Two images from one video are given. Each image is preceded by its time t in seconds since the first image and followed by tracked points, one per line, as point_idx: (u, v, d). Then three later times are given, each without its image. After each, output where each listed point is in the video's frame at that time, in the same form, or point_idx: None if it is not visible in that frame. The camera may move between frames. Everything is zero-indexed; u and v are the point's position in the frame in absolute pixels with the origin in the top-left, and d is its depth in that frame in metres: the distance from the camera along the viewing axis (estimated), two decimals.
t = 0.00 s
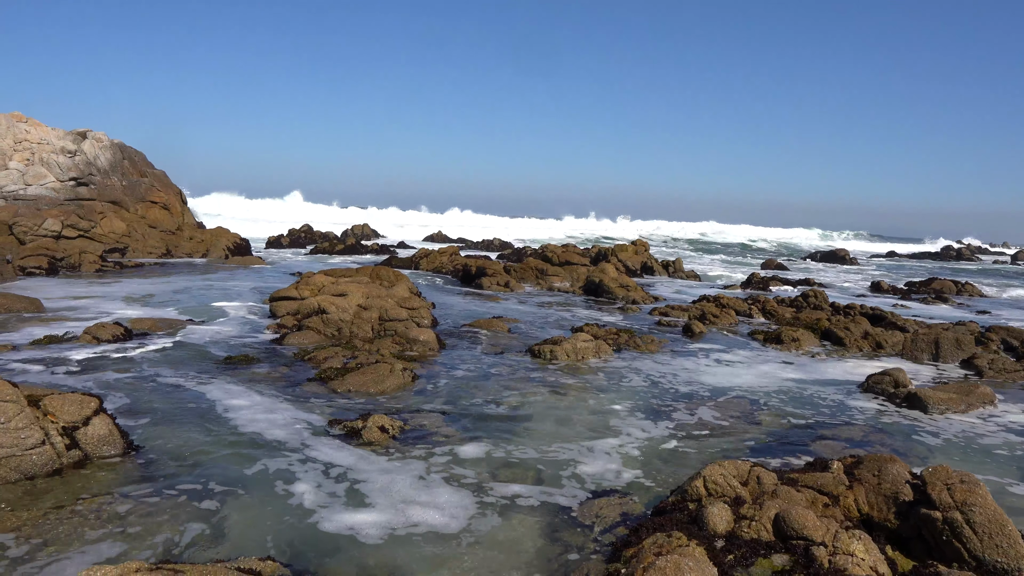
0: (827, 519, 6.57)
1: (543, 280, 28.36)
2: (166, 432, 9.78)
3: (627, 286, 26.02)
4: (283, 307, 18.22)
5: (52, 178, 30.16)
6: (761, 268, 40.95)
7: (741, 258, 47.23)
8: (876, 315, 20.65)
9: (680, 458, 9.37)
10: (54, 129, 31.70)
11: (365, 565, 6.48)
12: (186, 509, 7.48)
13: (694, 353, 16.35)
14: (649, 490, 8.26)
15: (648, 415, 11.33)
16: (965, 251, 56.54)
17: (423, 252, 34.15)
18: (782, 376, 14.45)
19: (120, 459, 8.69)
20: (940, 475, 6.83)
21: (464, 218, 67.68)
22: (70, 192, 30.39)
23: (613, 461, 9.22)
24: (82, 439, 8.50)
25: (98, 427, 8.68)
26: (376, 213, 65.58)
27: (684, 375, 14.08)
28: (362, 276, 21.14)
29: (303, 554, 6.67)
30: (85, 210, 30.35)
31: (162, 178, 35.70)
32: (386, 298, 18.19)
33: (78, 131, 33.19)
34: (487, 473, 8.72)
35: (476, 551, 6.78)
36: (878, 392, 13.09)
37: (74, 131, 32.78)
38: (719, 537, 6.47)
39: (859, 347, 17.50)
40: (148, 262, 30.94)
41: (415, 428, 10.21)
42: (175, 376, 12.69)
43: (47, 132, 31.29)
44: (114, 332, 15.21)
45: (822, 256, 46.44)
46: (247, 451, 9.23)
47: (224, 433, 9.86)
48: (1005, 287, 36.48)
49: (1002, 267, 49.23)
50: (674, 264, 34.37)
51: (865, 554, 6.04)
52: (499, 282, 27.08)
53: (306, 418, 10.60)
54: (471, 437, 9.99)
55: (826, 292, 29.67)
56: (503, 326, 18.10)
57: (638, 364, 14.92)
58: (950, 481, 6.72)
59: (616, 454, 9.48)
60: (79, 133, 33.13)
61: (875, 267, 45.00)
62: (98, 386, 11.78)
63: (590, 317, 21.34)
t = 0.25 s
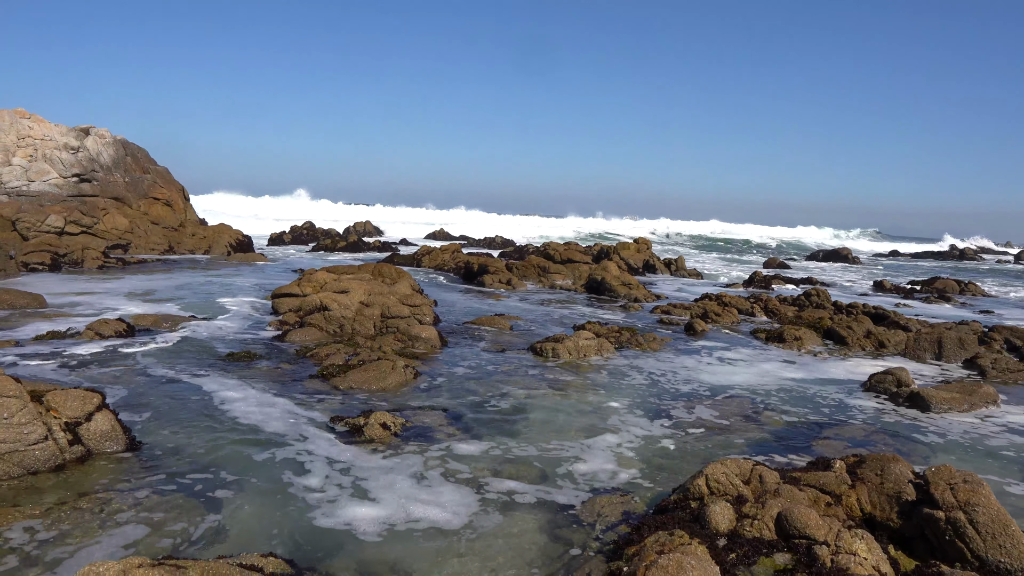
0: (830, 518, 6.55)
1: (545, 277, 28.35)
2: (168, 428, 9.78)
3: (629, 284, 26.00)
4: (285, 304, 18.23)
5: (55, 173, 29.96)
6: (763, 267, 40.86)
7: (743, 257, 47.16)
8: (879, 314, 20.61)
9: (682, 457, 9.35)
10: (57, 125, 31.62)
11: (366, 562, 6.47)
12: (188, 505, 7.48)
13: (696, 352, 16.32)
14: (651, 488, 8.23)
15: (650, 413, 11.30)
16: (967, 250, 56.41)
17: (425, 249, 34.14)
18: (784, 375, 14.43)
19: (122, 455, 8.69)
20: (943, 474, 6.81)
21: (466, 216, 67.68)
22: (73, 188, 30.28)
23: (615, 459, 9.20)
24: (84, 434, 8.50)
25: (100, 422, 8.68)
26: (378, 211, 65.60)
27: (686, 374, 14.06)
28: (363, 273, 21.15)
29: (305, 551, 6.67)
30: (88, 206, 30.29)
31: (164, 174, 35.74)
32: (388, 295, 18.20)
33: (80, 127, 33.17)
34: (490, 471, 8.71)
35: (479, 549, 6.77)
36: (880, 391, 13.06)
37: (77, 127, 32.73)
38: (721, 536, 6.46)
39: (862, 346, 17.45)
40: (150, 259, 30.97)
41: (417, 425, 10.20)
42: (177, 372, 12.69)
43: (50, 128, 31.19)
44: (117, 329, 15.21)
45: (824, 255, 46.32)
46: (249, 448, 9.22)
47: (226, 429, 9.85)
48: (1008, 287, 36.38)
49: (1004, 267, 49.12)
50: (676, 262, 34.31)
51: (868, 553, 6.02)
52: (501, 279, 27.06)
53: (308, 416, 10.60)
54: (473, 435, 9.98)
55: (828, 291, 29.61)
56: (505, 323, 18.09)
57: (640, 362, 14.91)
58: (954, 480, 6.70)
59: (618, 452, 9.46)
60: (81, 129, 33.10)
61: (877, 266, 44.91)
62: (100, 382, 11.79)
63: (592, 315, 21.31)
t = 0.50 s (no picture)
0: (834, 517, 6.55)
1: (548, 274, 28.32)
2: (171, 424, 9.80)
3: (633, 281, 25.96)
4: (289, 300, 18.25)
5: (59, 169, 29.99)
6: (767, 265, 40.74)
7: (747, 255, 47.06)
8: (883, 312, 20.56)
9: (685, 454, 9.34)
10: (62, 121, 31.79)
11: (368, 558, 6.47)
12: (192, 501, 7.50)
13: (700, 350, 16.29)
14: (654, 486, 8.23)
15: (653, 411, 11.29)
16: (972, 249, 56.19)
17: (429, 246, 34.14)
18: (787, 373, 14.40)
19: (126, 450, 8.71)
20: (947, 473, 6.80)
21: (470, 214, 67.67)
22: (77, 184, 30.37)
23: (619, 457, 9.19)
24: (88, 429, 8.53)
25: (104, 418, 8.70)
26: (381, 208, 65.60)
27: (689, 372, 14.02)
28: (367, 270, 21.16)
29: (308, 547, 6.67)
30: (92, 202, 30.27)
31: (168, 170, 35.81)
32: (391, 291, 18.20)
33: (84, 123, 33.32)
34: (492, 468, 8.72)
35: (481, 546, 6.76)
36: (884, 390, 13.03)
37: (81, 123, 32.85)
38: (725, 534, 6.46)
39: (865, 345, 17.40)
40: (154, 255, 31.04)
41: (420, 421, 10.21)
42: (181, 368, 12.72)
43: (54, 124, 31.34)
44: (121, 324, 15.23)
45: (828, 253, 46.16)
46: (253, 444, 9.24)
47: (230, 425, 9.88)
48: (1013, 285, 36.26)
49: (1009, 266, 48.92)
50: (680, 260, 34.26)
51: (872, 552, 6.01)
52: (505, 276, 27.04)
53: (311, 412, 10.62)
54: (476, 432, 9.98)
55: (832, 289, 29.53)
56: (508, 320, 18.08)
57: (643, 360, 14.89)
58: (957, 479, 6.69)
59: (621, 450, 9.46)
60: (86, 125, 33.22)
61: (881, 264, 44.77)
62: (104, 377, 11.83)
63: (595, 313, 21.29)
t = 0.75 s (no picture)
0: (836, 516, 6.54)
1: (551, 273, 28.30)
2: (174, 421, 9.82)
3: (635, 280, 25.94)
4: (292, 297, 18.27)
5: (63, 166, 30.10)
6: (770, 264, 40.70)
7: (750, 253, 46.99)
8: (886, 312, 20.53)
9: (687, 453, 9.33)
10: (66, 118, 31.85)
11: (369, 556, 6.48)
12: (195, 498, 7.52)
13: (702, 349, 16.28)
14: (656, 485, 8.23)
15: (655, 410, 11.28)
16: (976, 249, 56.04)
17: (431, 244, 34.13)
18: (790, 372, 14.38)
19: (129, 447, 8.74)
20: (950, 473, 6.79)
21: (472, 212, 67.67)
22: (81, 181, 30.44)
23: (621, 456, 9.18)
24: (91, 426, 8.55)
25: (107, 415, 8.72)
26: (384, 206, 65.62)
27: (691, 371, 14.02)
28: (370, 267, 21.17)
29: (309, 545, 6.68)
30: (95, 199, 30.40)
31: (171, 168, 35.86)
32: (394, 289, 18.21)
33: (88, 120, 33.39)
34: (494, 466, 8.72)
35: (483, 545, 6.76)
36: (887, 389, 13.00)
37: (84, 120, 32.92)
38: (727, 533, 6.46)
39: (868, 344, 17.37)
40: (157, 252, 31.09)
41: (422, 419, 10.21)
42: (183, 365, 12.75)
43: (57, 120, 31.38)
44: (124, 321, 15.29)
45: (831, 252, 46.06)
46: (255, 441, 9.25)
47: (232, 422, 9.89)
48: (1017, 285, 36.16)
49: (1013, 266, 48.78)
50: (683, 259, 34.23)
51: (874, 551, 6.00)
52: (507, 275, 27.03)
53: (313, 409, 10.63)
54: (478, 431, 9.98)
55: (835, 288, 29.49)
56: (510, 319, 18.07)
57: (646, 358, 14.87)
58: (960, 479, 6.68)
59: (623, 449, 9.45)
60: (89, 122, 33.28)
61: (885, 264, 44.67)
62: (107, 374, 11.86)
63: (598, 311, 21.27)
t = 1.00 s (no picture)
0: (838, 517, 6.55)
1: (554, 272, 28.31)
2: (176, 419, 9.85)
3: (637, 280, 25.95)
4: (294, 296, 18.29)
5: (66, 165, 30.12)
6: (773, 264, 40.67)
7: (753, 254, 46.96)
8: (888, 312, 20.51)
9: (688, 454, 9.34)
10: (69, 117, 31.82)
11: (370, 556, 6.49)
12: (197, 497, 7.54)
13: (704, 349, 16.28)
14: (657, 485, 8.23)
15: (657, 410, 11.28)
16: (979, 250, 55.96)
17: (434, 244, 34.16)
18: (792, 373, 14.37)
19: (131, 446, 8.76)
20: (952, 474, 6.78)
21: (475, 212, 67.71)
22: (84, 179, 30.48)
23: (622, 456, 9.19)
24: (93, 424, 8.57)
25: (109, 413, 8.74)
26: (387, 205, 65.67)
27: (693, 371, 14.01)
28: (372, 267, 21.20)
29: (311, 544, 6.69)
30: (98, 197, 30.50)
31: (174, 166, 35.93)
32: (396, 289, 18.23)
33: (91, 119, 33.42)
34: (496, 466, 8.73)
35: (484, 545, 6.77)
36: (889, 390, 12.99)
37: (88, 118, 32.96)
38: (728, 533, 6.46)
39: (870, 345, 17.35)
40: (160, 250, 31.16)
41: (424, 419, 10.22)
42: (186, 364, 12.77)
43: (60, 119, 31.33)
44: (126, 319, 15.35)
45: (834, 252, 46.01)
46: (257, 440, 9.27)
47: (234, 421, 9.91)
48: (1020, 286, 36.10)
49: (1016, 267, 48.70)
50: (685, 259, 34.23)
51: (876, 552, 6.00)
52: (510, 274, 27.04)
53: (315, 408, 10.65)
54: (479, 430, 9.99)
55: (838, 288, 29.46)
56: (512, 318, 18.07)
57: (648, 359, 14.87)
58: (962, 480, 6.68)
59: (624, 449, 9.45)
60: (92, 120, 33.32)
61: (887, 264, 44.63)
62: (110, 372, 11.89)
63: (600, 311, 21.28)
